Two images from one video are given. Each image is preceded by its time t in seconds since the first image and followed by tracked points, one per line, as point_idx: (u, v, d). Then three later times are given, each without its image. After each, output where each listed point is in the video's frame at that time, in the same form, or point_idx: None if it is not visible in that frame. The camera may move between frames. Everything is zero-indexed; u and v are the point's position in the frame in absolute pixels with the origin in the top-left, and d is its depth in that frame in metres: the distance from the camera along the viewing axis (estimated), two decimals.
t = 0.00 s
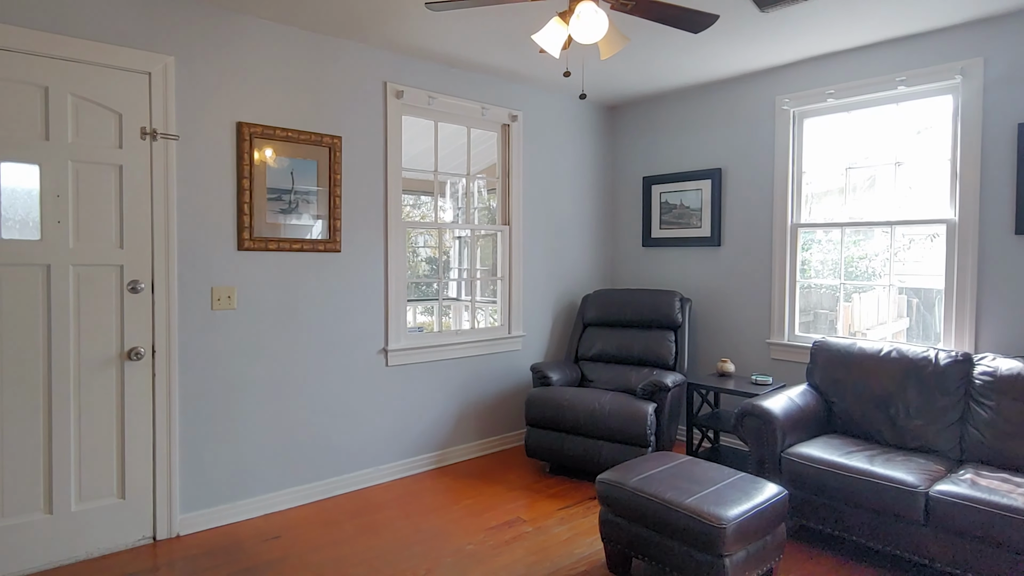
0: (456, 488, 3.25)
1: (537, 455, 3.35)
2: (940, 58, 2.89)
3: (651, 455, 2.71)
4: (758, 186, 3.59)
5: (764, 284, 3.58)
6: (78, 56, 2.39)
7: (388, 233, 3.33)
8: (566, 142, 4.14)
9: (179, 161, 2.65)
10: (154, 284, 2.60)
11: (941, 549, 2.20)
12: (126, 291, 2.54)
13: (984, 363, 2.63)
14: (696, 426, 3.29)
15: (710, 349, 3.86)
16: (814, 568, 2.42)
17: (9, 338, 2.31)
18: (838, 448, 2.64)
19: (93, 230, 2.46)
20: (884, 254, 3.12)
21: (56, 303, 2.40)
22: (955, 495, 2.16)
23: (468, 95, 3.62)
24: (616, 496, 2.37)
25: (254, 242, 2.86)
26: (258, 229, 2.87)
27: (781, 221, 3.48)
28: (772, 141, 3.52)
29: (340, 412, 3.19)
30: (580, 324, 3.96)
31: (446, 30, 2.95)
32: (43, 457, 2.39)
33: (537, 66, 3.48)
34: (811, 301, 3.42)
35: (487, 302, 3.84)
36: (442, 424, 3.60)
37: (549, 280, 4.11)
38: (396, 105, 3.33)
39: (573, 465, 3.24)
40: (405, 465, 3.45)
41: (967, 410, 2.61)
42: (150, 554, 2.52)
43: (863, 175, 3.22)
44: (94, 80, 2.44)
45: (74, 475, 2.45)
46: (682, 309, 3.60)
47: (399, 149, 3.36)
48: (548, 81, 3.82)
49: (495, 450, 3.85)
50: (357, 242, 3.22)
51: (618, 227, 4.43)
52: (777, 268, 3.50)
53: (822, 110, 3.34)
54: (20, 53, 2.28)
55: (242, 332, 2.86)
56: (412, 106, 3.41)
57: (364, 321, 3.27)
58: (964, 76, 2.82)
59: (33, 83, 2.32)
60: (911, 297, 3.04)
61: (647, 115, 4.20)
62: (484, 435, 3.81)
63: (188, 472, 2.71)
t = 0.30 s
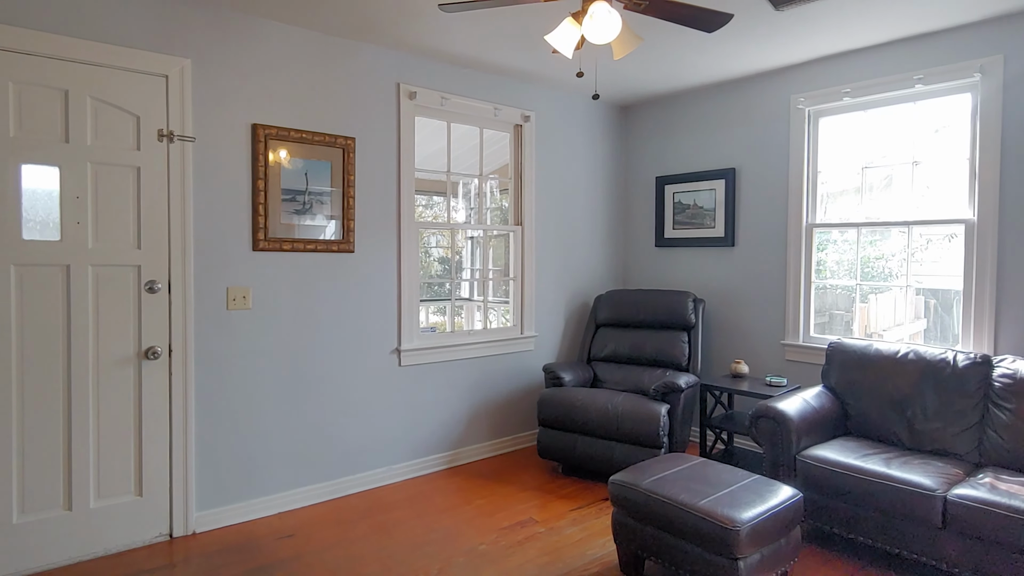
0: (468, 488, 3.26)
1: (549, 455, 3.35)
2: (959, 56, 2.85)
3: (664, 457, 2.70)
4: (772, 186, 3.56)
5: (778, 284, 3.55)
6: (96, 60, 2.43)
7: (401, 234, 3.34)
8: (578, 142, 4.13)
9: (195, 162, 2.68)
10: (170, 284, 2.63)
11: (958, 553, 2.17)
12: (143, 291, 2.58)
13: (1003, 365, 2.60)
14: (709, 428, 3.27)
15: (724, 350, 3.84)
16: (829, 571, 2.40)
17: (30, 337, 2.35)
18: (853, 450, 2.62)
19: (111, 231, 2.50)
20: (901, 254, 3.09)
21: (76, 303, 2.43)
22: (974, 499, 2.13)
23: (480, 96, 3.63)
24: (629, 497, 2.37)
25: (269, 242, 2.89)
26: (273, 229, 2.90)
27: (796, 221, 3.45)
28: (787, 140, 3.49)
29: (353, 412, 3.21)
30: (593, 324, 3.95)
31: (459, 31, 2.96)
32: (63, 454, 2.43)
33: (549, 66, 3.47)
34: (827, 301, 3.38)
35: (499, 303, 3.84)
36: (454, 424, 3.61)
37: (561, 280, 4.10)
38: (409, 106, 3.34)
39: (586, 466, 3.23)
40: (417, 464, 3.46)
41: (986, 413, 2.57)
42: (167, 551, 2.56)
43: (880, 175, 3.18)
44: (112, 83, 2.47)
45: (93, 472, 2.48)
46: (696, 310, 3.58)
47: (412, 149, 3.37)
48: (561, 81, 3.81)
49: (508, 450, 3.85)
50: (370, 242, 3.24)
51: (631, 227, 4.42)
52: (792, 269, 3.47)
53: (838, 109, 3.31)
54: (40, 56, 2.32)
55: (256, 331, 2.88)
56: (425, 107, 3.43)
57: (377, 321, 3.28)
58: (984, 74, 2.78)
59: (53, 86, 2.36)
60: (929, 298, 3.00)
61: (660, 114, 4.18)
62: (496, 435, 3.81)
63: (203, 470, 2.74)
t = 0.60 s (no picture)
0: (482, 487, 3.27)
1: (563, 456, 3.35)
2: (981, 52, 2.80)
3: (680, 458, 2.68)
4: (789, 185, 3.53)
5: (795, 285, 3.51)
6: (117, 63, 2.47)
7: (415, 234, 3.36)
8: (592, 142, 4.12)
9: (213, 164, 2.72)
10: (189, 284, 2.67)
11: (980, 559, 2.13)
12: (162, 291, 2.62)
13: None
14: (725, 429, 3.24)
15: (740, 351, 3.81)
16: None
17: (53, 336, 2.40)
18: (872, 453, 2.58)
19: (131, 232, 2.54)
20: (920, 254, 3.04)
21: (97, 303, 2.48)
22: (996, 505, 2.09)
23: (494, 96, 3.63)
24: (643, 498, 2.36)
25: (285, 242, 2.92)
26: (289, 230, 2.93)
27: (813, 221, 3.41)
28: (804, 139, 3.45)
29: (367, 412, 3.22)
30: (607, 325, 3.94)
31: (473, 31, 2.96)
32: (84, 451, 2.47)
33: (563, 66, 3.47)
34: (845, 302, 3.34)
35: (513, 303, 3.84)
36: (468, 424, 3.62)
37: (575, 281, 4.09)
38: (423, 107, 3.36)
39: (600, 467, 3.22)
40: (431, 464, 3.47)
41: (1008, 416, 2.52)
42: (185, 547, 2.59)
43: (899, 173, 3.14)
44: (132, 86, 2.51)
45: (113, 469, 2.53)
46: (711, 311, 3.56)
47: (426, 150, 3.38)
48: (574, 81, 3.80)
49: (522, 450, 3.85)
50: (384, 242, 3.25)
51: (645, 227, 4.40)
52: (809, 269, 3.43)
53: (856, 107, 3.26)
54: (62, 61, 2.36)
55: (273, 331, 2.91)
56: (439, 107, 3.44)
57: (392, 321, 3.30)
58: (1006, 71, 2.73)
59: (75, 89, 2.40)
60: (949, 299, 2.95)
61: (675, 114, 4.16)
62: (510, 435, 3.82)
63: (221, 468, 2.78)
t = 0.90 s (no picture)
0: (493, 487, 3.27)
1: (575, 456, 3.34)
2: (1000, 49, 2.75)
3: (693, 459, 2.67)
4: (804, 185, 3.49)
5: (810, 285, 3.48)
6: (134, 66, 2.50)
7: (427, 234, 3.37)
8: (604, 141, 4.11)
9: (228, 165, 2.74)
10: (204, 284, 2.70)
11: (999, 564, 2.10)
12: (178, 291, 2.65)
13: None
14: (738, 431, 3.22)
15: (753, 352, 3.78)
16: None
17: (72, 335, 2.44)
18: (888, 455, 2.55)
19: (148, 232, 2.57)
20: (937, 254, 3.00)
21: (114, 302, 2.51)
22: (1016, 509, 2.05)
23: (506, 96, 3.63)
24: (655, 500, 2.35)
25: (299, 243, 2.94)
26: (303, 230, 2.95)
27: (828, 221, 3.38)
28: (819, 138, 3.42)
29: (379, 411, 3.24)
30: (619, 325, 3.92)
31: (484, 32, 2.97)
32: (102, 449, 2.50)
33: (575, 66, 3.46)
34: (861, 303, 3.30)
35: (525, 303, 3.85)
36: (480, 424, 3.62)
37: (587, 280, 4.09)
38: (436, 108, 3.37)
39: (612, 468, 3.21)
40: (443, 463, 3.48)
41: None
42: (200, 544, 2.62)
43: (915, 172, 3.10)
44: (148, 88, 2.54)
45: (130, 466, 2.56)
46: (724, 311, 3.54)
47: (438, 151, 3.39)
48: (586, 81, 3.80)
49: (533, 450, 3.85)
50: (397, 242, 3.27)
51: (658, 227, 4.38)
52: (824, 269, 3.40)
53: (872, 105, 3.23)
54: (81, 63, 2.40)
55: (286, 331, 2.94)
56: (451, 108, 3.45)
57: (404, 321, 3.32)
58: None
59: (93, 92, 2.44)
60: (967, 300, 2.91)
61: (688, 113, 4.13)
62: (521, 435, 3.82)
63: (235, 466, 2.81)
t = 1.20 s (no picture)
0: (503, 487, 3.27)
1: (585, 456, 3.34)
2: (1017, 47, 2.71)
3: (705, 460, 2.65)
4: (817, 184, 3.47)
5: (823, 285, 3.45)
6: (148, 68, 2.53)
7: (437, 234, 3.38)
8: (615, 141, 4.10)
9: (240, 166, 2.77)
10: (217, 283, 2.72)
11: (1016, 568, 2.07)
12: (192, 290, 2.67)
13: None
14: (749, 432, 3.20)
15: (765, 353, 3.75)
16: None
17: (88, 334, 2.47)
18: (902, 458, 2.52)
19: (162, 233, 2.60)
20: (953, 254, 2.96)
21: (129, 302, 2.54)
22: None
23: (517, 96, 3.64)
24: (666, 501, 2.34)
25: (311, 243, 2.96)
26: (314, 230, 2.97)
27: (841, 221, 3.35)
28: (832, 137, 3.39)
29: (389, 410, 3.25)
30: (630, 325, 3.91)
31: (495, 32, 2.97)
32: (117, 447, 2.53)
33: (585, 66, 3.45)
34: (874, 303, 3.27)
35: (535, 303, 3.85)
36: (490, 423, 3.63)
37: (598, 280, 4.08)
38: (446, 108, 3.38)
39: (622, 468, 3.20)
40: (453, 462, 3.49)
41: None
42: (213, 541, 2.65)
43: (931, 172, 3.06)
44: (163, 90, 2.57)
45: (144, 464, 2.59)
46: (736, 311, 3.52)
47: (449, 151, 3.40)
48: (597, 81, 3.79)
49: (543, 450, 3.85)
50: (407, 242, 3.28)
51: (669, 227, 4.36)
52: (837, 269, 3.37)
53: (886, 104, 3.19)
54: (97, 66, 2.43)
55: (298, 330, 2.96)
56: (462, 108, 3.46)
57: (415, 321, 3.33)
58: None
59: (109, 94, 2.47)
60: (984, 300, 2.87)
61: (699, 112, 4.12)
62: (531, 435, 3.81)
63: (247, 464, 2.83)
